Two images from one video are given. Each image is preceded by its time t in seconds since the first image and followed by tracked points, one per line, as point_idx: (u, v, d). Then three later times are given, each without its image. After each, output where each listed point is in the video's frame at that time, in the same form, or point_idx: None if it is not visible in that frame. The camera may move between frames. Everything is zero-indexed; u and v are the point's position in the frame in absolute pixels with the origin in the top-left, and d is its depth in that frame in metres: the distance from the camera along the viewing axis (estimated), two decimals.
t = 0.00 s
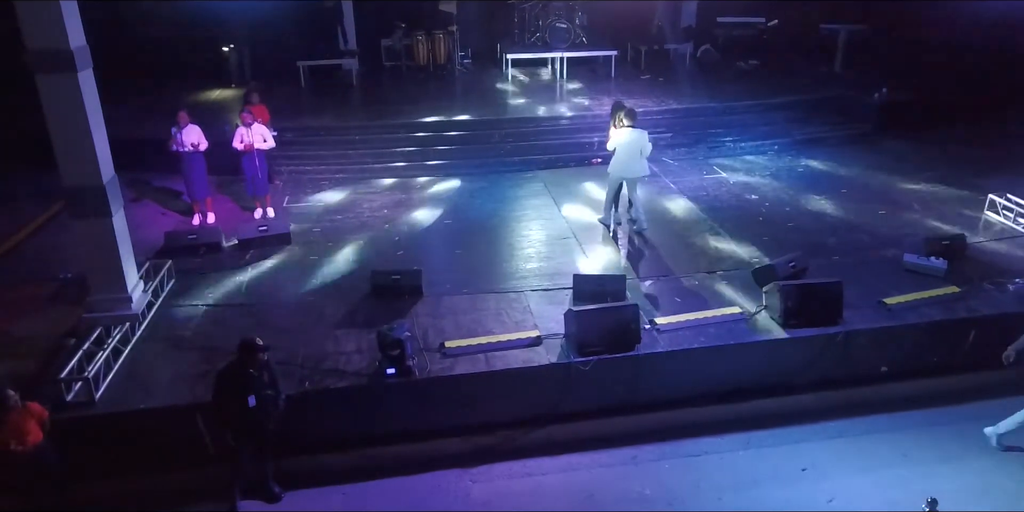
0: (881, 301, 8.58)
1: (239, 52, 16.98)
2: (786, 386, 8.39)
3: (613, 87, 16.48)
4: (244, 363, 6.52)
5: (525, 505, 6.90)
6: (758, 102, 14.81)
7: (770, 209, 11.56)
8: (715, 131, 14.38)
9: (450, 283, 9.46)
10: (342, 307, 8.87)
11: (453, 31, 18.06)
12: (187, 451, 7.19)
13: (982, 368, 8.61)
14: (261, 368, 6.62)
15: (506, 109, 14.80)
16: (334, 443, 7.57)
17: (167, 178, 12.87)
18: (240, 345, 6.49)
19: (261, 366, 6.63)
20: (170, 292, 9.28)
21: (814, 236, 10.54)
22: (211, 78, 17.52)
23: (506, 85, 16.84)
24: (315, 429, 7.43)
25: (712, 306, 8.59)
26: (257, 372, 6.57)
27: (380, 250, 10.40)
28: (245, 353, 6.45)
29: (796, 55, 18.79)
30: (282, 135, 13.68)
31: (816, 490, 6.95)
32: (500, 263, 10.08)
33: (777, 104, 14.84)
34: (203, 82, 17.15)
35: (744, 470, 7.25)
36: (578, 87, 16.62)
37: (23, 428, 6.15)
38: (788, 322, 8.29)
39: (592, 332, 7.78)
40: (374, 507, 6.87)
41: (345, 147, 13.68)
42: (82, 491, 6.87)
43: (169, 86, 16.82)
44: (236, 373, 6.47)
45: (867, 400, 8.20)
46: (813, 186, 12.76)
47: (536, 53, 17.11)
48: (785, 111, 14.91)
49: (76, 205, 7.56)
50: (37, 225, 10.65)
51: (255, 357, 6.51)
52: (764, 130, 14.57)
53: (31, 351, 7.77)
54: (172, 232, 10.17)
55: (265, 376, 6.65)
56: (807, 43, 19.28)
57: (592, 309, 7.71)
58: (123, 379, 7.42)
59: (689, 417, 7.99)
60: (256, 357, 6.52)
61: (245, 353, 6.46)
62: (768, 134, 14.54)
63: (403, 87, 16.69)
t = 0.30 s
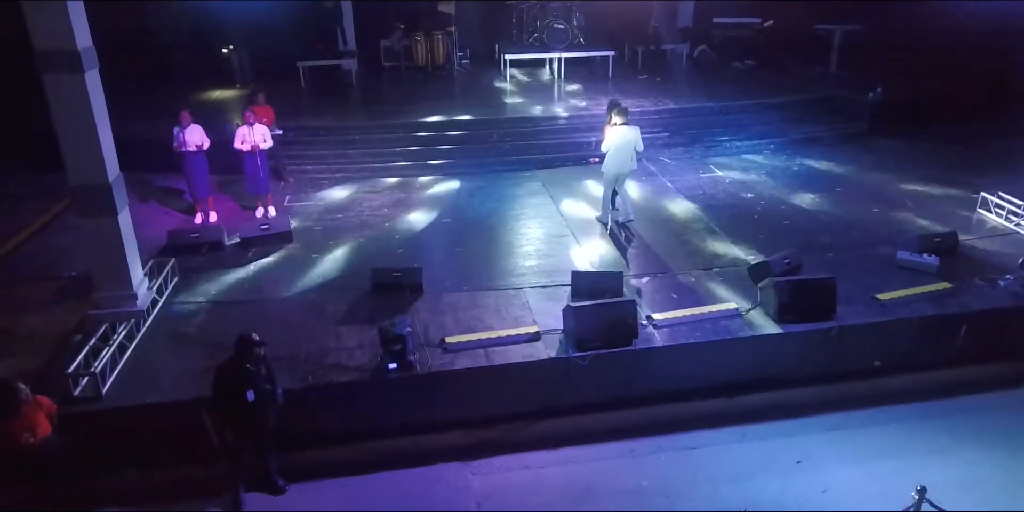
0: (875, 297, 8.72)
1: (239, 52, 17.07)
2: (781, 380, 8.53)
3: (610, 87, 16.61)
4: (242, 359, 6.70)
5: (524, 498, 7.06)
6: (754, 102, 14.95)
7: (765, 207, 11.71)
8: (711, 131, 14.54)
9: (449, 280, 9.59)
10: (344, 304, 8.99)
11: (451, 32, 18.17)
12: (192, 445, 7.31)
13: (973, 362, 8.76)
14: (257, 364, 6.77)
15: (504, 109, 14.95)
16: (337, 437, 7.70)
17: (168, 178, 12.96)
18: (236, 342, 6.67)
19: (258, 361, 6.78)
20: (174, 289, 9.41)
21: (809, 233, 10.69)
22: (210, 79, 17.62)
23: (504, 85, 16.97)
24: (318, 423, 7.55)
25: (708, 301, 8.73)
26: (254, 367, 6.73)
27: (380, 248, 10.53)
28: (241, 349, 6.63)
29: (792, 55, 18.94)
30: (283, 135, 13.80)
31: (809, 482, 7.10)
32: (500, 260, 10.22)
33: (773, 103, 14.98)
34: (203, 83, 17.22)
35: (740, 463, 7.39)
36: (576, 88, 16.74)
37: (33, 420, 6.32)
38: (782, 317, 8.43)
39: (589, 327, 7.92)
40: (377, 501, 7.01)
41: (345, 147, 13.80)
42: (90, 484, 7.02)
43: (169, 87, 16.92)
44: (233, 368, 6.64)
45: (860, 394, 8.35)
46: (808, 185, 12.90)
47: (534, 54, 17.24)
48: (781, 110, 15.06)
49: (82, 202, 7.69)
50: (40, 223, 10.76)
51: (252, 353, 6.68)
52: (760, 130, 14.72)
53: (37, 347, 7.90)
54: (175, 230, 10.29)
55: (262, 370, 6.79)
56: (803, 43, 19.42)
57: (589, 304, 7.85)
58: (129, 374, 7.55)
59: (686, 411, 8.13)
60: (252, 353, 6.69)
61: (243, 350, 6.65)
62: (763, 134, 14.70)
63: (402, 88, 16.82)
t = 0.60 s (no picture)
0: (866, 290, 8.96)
1: (242, 51, 17.24)
2: (774, 371, 8.75)
3: (608, 87, 16.83)
4: (246, 349, 6.85)
5: (523, 484, 7.30)
6: (750, 101, 15.17)
7: (761, 204, 11.93)
8: (708, 129, 14.76)
9: (451, 275, 9.81)
10: (348, 298, 9.20)
11: (451, 32, 18.38)
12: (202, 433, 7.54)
13: (962, 354, 8.99)
14: (261, 353, 6.93)
15: (504, 108, 15.17)
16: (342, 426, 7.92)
17: (173, 175, 13.17)
18: (240, 332, 6.83)
19: (262, 350, 6.94)
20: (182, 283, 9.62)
21: (803, 229, 10.91)
22: (213, 78, 17.81)
23: (504, 85, 17.19)
24: (325, 413, 7.76)
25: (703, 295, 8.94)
26: (258, 357, 6.88)
27: (382, 244, 10.74)
28: (244, 339, 6.79)
29: (788, 55, 19.17)
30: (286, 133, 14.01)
31: (800, 469, 7.34)
32: (500, 256, 10.44)
33: (769, 102, 15.20)
34: (205, 82, 17.40)
35: (733, 450, 7.63)
36: (575, 87, 16.96)
37: (50, 408, 6.52)
38: (776, 310, 8.65)
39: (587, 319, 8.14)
40: (381, 487, 7.25)
41: (348, 145, 14.01)
42: (105, 470, 7.31)
43: (172, 86, 17.13)
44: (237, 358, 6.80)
45: (851, 385, 8.59)
46: (802, 182, 13.14)
47: (533, 54, 17.45)
48: (776, 109, 15.28)
49: (95, 197, 7.90)
50: (50, 219, 10.95)
51: (255, 342, 6.83)
52: (756, 128, 14.95)
53: (50, 338, 8.12)
54: (182, 226, 10.50)
55: (266, 360, 6.96)
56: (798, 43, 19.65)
57: (588, 296, 8.06)
58: (139, 364, 7.75)
59: (681, 401, 8.36)
60: (255, 342, 6.84)
61: (245, 339, 6.79)
62: (759, 132, 14.92)
63: (403, 87, 17.02)
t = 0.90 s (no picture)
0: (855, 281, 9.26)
1: (246, 51, 17.52)
2: (765, 359, 9.04)
3: (606, 85, 17.12)
4: (253, 334, 7.02)
5: (523, 466, 7.58)
6: (746, 99, 15.47)
7: (755, 199, 12.23)
8: (704, 127, 15.05)
9: (452, 267, 10.09)
10: (353, 288, 9.48)
11: (452, 32, 18.68)
12: (214, 416, 7.82)
13: (948, 343, 9.26)
14: (268, 339, 7.12)
15: (504, 106, 15.47)
16: (348, 411, 8.21)
17: (180, 172, 13.45)
18: (247, 318, 7.00)
19: (269, 335, 7.13)
20: (191, 275, 9.89)
21: (795, 223, 11.21)
22: (217, 76, 18.10)
23: (504, 84, 17.49)
24: (331, 398, 8.05)
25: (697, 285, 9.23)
26: (265, 342, 7.08)
27: (385, 237, 11.02)
28: (251, 325, 6.95)
29: (783, 54, 19.47)
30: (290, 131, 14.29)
31: (789, 451, 7.62)
32: (500, 249, 10.72)
33: (764, 100, 15.49)
34: (210, 81, 17.69)
35: (725, 434, 7.91)
36: (573, 86, 17.25)
37: (70, 390, 6.85)
38: (767, 300, 8.94)
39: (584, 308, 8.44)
40: (386, 469, 7.52)
41: (351, 142, 14.30)
42: (121, 452, 7.59)
43: (177, 84, 17.41)
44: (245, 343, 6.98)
45: (840, 372, 8.88)
46: (795, 178, 13.44)
47: (533, 53, 17.75)
48: (771, 107, 15.58)
49: (110, 189, 8.18)
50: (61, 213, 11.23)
51: (262, 328, 7.00)
52: (751, 126, 15.25)
53: (66, 326, 8.39)
54: (190, 220, 10.78)
55: (273, 345, 7.20)
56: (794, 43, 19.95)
57: (586, 286, 8.35)
58: (152, 351, 8.03)
59: (676, 387, 8.65)
60: (262, 328, 7.00)
61: (252, 325, 6.95)
62: (754, 130, 15.21)
63: (404, 86, 17.31)
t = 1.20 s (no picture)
0: (842, 271, 9.61)
1: (251, 50, 17.86)
2: (756, 346, 9.37)
3: (603, 84, 17.46)
4: (264, 317, 7.37)
5: (522, 447, 7.91)
6: (740, 98, 15.81)
7: (748, 194, 12.56)
8: (699, 125, 15.38)
9: (454, 258, 10.42)
10: (358, 279, 9.82)
11: (453, 32, 19.04)
12: (225, 400, 8.15)
13: (933, 331, 9.60)
14: (279, 322, 7.47)
15: (504, 104, 15.80)
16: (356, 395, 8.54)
17: (188, 168, 13.78)
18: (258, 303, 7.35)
19: (279, 319, 7.49)
20: (201, 266, 10.22)
21: (787, 217, 11.54)
22: (222, 75, 18.44)
23: (504, 82, 17.87)
24: (338, 382, 8.38)
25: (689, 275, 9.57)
26: (276, 325, 7.43)
27: (389, 230, 11.34)
28: (262, 309, 7.30)
29: (778, 54, 19.82)
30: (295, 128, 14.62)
31: (776, 432, 7.95)
32: (499, 241, 11.04)
33: (758, 98, 15.83)
34: (215, 80, 18.03)
35: (716, 416, 8.24)
36: (571, 85, 17.59)
37: (90, 372, 7.17)
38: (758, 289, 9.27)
39: (581, 296, 8.78)
40: (390, 449, 7.85)
41: (354, 139, 14.63)
42: (137, 433, 7.93)
43: (184, 83, 17.75)
44: (257, 326, 7.32)
45: (828, 358, 9.22)
46: (788, 174, 13.77)
47: (531, 53, 18.11)
48: (765, 105, 15.92)
49: (125, 182, 8.51)
50: (74, 207, 11.56)
51: (272, 312, 7.35)
52: (745, 124, 15.58)
53: (82, 314, 8.73)
54: (200, 213, 11.11)
55: (283, 328, 7.53)
56: (788, 43, 20.30)
57: (582, 275, 8.68)
58: (166, 337, 8.37)
59: (670, 372, 8.98)
60: (273, 312, 7.37)
61: (264, 310, 7.30)
62: (748, 128, 15.55)
63: (406, 84, 17.65)
